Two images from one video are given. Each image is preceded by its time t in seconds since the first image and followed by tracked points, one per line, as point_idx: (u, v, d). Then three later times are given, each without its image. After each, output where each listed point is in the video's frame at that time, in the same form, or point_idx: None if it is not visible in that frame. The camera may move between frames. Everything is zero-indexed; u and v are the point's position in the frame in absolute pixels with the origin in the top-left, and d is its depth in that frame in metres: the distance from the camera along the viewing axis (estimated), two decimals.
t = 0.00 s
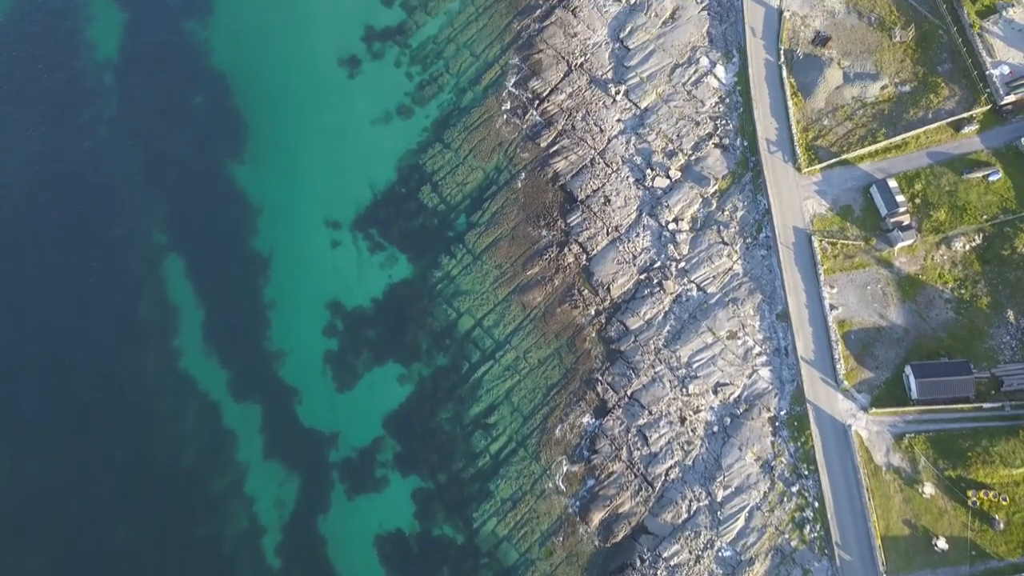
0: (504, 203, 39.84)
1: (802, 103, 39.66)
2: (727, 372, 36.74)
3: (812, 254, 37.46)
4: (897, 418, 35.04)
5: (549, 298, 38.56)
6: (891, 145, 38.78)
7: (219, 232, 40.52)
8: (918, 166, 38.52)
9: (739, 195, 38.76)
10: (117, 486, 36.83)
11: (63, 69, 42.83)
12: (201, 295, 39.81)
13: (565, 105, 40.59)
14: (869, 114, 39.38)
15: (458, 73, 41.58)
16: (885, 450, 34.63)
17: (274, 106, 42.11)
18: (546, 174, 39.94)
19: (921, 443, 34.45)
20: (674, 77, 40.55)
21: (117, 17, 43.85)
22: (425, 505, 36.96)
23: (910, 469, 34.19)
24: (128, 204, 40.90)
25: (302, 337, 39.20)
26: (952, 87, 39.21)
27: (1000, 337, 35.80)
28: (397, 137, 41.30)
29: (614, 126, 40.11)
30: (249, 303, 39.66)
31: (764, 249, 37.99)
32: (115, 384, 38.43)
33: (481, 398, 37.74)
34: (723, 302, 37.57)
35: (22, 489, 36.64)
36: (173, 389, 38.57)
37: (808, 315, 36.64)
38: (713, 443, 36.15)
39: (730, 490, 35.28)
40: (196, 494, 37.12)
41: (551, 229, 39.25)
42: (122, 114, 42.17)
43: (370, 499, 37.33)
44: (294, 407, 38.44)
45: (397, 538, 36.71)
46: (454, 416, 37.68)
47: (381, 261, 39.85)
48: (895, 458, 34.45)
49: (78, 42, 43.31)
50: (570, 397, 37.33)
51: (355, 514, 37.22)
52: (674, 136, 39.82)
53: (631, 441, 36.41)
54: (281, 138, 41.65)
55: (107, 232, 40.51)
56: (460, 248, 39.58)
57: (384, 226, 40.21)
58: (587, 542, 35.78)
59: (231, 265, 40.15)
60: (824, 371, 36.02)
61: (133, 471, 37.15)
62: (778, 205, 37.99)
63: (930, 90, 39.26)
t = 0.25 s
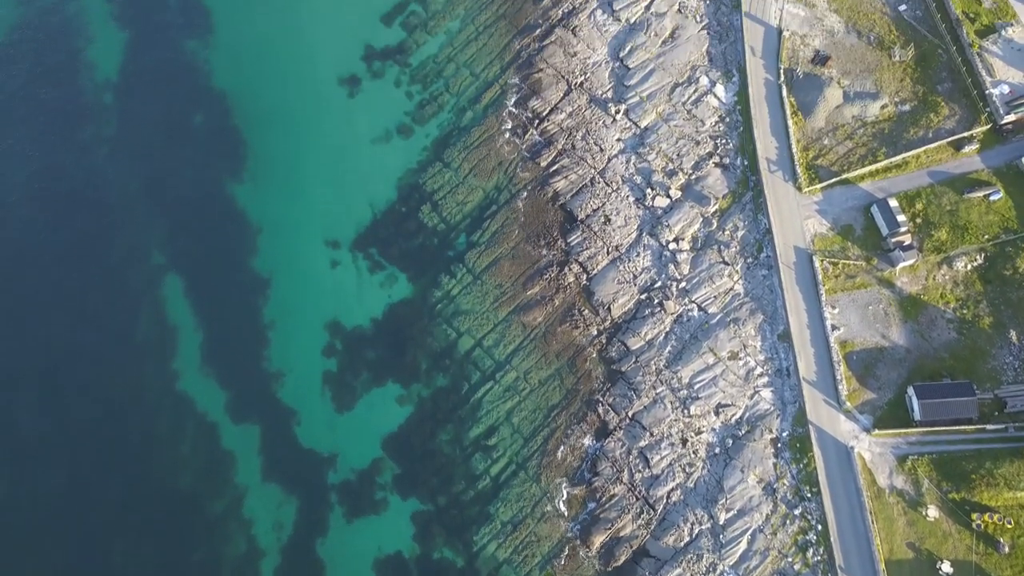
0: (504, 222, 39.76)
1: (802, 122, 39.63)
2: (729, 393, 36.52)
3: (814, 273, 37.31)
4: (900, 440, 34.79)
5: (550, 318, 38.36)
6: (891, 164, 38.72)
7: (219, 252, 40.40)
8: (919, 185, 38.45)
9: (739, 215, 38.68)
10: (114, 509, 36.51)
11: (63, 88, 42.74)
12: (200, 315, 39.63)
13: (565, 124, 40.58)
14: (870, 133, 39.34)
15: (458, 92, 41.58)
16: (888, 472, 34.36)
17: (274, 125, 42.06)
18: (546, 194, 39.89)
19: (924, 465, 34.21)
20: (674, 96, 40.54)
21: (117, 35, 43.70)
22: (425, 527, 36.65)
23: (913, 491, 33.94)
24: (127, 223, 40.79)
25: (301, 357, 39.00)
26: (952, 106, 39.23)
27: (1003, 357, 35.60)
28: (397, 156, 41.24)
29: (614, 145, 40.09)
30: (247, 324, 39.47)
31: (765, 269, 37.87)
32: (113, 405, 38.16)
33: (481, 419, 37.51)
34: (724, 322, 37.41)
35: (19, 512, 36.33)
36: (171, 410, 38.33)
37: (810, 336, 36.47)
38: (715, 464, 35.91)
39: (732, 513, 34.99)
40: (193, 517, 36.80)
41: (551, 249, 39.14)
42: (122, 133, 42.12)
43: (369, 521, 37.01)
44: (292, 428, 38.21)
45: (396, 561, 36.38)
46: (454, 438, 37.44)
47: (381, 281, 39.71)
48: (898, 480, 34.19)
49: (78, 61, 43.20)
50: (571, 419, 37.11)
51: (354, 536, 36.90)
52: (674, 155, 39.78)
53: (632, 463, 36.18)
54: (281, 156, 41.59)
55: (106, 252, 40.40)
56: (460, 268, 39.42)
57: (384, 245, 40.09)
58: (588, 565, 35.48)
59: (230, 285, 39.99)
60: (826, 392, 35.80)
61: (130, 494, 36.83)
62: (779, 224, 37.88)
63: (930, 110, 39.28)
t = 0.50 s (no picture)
0: (504, 242, 39.66)
1: (802, 141, 39.60)
2: (731, 415, 36.30)
3: (815, 293, 37.17)
4: (904, 462, 34.50)
5: (550, 339, 38.14)
6: (892, 184, 38.64)
7: (218, 272, 40.28)
8: (920, 205, 38.35)
9: (740, 235, 38.57)
10: (110, 533, 36.16)
11: (63, 107, 42.77)
12: (199, 335, 39.45)
13: (565, 144, 40.60)
14: (870, 153, 39.29)
15: (458, 112, 41.64)
16: (891, 494, 34.05)
17: (274, 144, 42.04)
18: (546, 213, 39.82)
19: (928, 488, 33.88)
20: (675, 116, 40.54)
21: (118, 55, 43.66)
22: (424, 551, 36.27)
23: (917, 514, 33.60)
24: (127, 243, 40.68)
25: (300, 378, 38.79)
26: (952, 126, 39.22)
27: (1006, 378, 35.38)
28: (397, 176, 41.23)
29: (614, 164, 40.07)
30: (246, 344, 39.30)
31: (766, 289, 37.72)
32: (110, 427, 37.90)
33: (481, 441, 37.26)
34: (725, 342, 37.22)
35: (14, 536, 35.94)
36: (169, 432, 38.07)
37: (812, 356, 36.29)
38: (717, 487, 35.64)
39: (734, 536, 34.68)
40: (190, 540, 36.42)
41: (551, 269, 39.00)
42: (122, 152, 42.09)
43: (367, 544, 36.62)
44: (291, 450, 37.97)
45: None
46: (454, 460, 37.17)
47: (381, 301, 39.57)
48: (902, 503, 33.86)
49: (78, 80, 43.23)
50: (571, 441, 36.88)
51: (353, 560, 36.50)
52: (674, 174, 39.72)
53: (634, 485, 35.89)
54: (281, 176, 41.55)
55: (105, 272, 40.29)
56: (460, 288, 39.26)
57: (384, 265, 39.99)
58: None
59: (229, 305, 39.84)
60: (828, 413, 35.55)
61: (127, 517, 36.47)
62: (780, 244, 37.77)
63: (930, 129, 39.27)
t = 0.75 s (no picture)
0: (504, 262, 39.49)
1: (803, 161, 39.49)
2: (733, 438, 36.03)
3: (817, 315, 37.02)
4: (908, 485, 34.20)
5: (551, 360, 37.88)
6: (893, 204, 38.54)
7: (217, 293, 40.06)
8: (921, 225, 38.21)
9: (742, 255, 38.40)
10: (106, 558, 35.78)
11: (63, 127, 42.62)
12: (197, 357, 39.18)
13: (565, 164, 40.52)
14: (871, 173, 39.16)
15: (458, 132, 41.61)
16: (895, 518, 33.87)
17: (273, 164, 41.94)
18: (546, 234, 39.67)
19: (932, 512, 33.58)
20: (675, 136, 40.45)
21: (117, 75, 43.52)
22: None
23: (922, 538, 33.43)
24: (125, 264, 40.50)
25: (299, 400, 38.52)
26: (953, 146, 39.16)
27: (1010, 401, 35.12)
28: (397, 196, 41.12)
29: (614, 185, 39.98)
30: (245, 366, 39.04)
31: (768, 310, 37.54)
32: (107, 450, 37.56)
33: (481, 464, 36.95)
34: (727, 364, 37.00)
35: (9, 562, 35.53)
36: (167, 455, 37.73)
37: (814, 379, 36.10)
38: (719, 511, 35.34)
39: (737, 561, 34.39)
40: (188, 565, 36.04)
41: (552, 290, 38.77)
42: (121, 173, 41.93)
43: (366, 569, 36.19)
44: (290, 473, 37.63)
45: None
46: (454, 483, 36.86)
47: (381, 322, 39.34)
48: (906, 527, 33.70)
49: (78, 100, 43.09)
50: (572, 464, 36.60)
51: None
52: (675, 195, 39.60)
53: (636, 509, 35.59)
54: (281, 196, 41.42)
55: (103, 293, 40.06)
56: (459, 308, 39.02)
57: (383, 286, 39.76)
58: None
59: (227, 326, 39.60)
60: (831, 436, 35.31)
61: (124, 542, 36.10)
62: (781, 265, 37.63)
63: (931, 149, 39.20)
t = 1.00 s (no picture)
0: (504, 282, 39.25)
1: (804, 181, 39.38)
2: (735, 461, 35.71)
3: (820, 336, 36.83)
4: (912, 510, 33.87)
5: (551, 382, 37.60)
6: (895, 225, 38.39)
7: (216, 314, 39.85)
8: (923, 246, 38.05)
9: (743, 276, 38.21)
10: None
11: (63, 147, 42.55)
12: (195, 378, 38.91)
13: (565, 184, 40.41)
14: (872, 193, 39.04)
15: (458, 152, 41.56)
16: (900, 544, 33.44)
17: (273, 184, 41.82)
18: (546, 254, 39.48)
19: (938, 536, 33.24)
20: (675, 155, 40.37)
21: (117, 95, 43.47)
22: None
23: (928, 564, 33.00)
24: (124, 284, 40.29)
25: (298, 422, 38.22)
26: (955, 166, 39.07)
27: (1015, 424, 34.82)
28: (397, 216, 40.97)
29: (614, 205, 39.86)
30: (243, 387, 38.77)
31: (769, 331, 37.31)
32: (104, 473, 37.20)
33: (482, 487, 36.62)
34: (729, 386, 36.72)
35: None
36: (164, 478, 37.36)
37: (817, 401, 35.81)
38: (722, 535, 34.98)
39: None
40: None
41: (553, 310, 38.51)
42: (120, 193, 41.81)
43: None
44: (288, 496, 37.26)
45: None
46: (453, 507, 36.50)
47: (380, 343, 39.08)
48: (911, 552, 33.26)
49: (78, 120, 43.04)
50: (573, 487, 36.29)
51: None
52: (675, 215, 39.45)
53: (637, 534, 35.23)
54: (280, 216, 41.27)
55: (101, 314, 39.83)
56: (459, 329, 38.76)
57: (383, 306, 39.52)
58: None
59: (226, 347, 39.36)
60: (834, 459, 35.01)
61: (120, 567, 35.69)
62: (783, 286, 37.46)
63: (933, 169, 39.11)
